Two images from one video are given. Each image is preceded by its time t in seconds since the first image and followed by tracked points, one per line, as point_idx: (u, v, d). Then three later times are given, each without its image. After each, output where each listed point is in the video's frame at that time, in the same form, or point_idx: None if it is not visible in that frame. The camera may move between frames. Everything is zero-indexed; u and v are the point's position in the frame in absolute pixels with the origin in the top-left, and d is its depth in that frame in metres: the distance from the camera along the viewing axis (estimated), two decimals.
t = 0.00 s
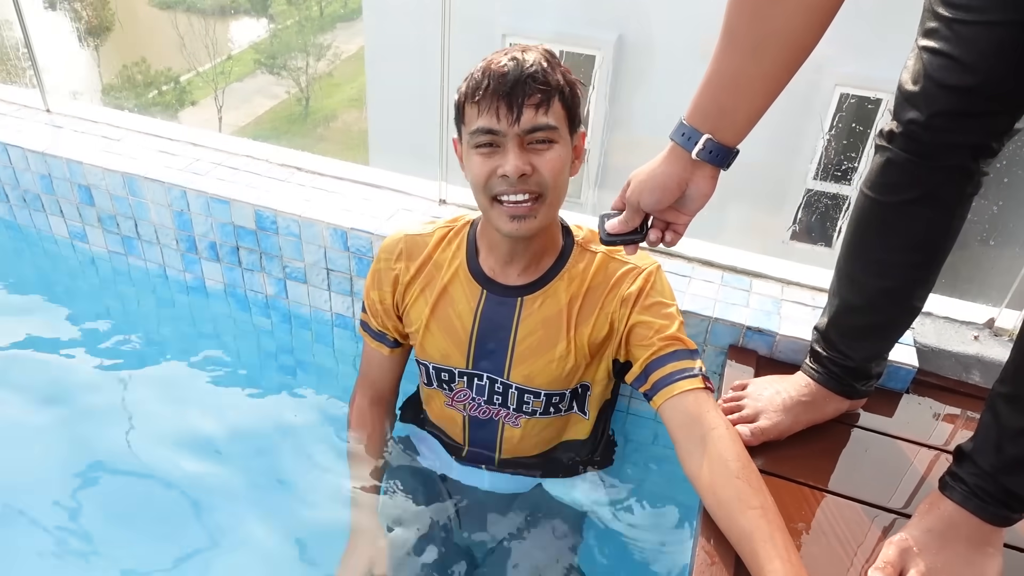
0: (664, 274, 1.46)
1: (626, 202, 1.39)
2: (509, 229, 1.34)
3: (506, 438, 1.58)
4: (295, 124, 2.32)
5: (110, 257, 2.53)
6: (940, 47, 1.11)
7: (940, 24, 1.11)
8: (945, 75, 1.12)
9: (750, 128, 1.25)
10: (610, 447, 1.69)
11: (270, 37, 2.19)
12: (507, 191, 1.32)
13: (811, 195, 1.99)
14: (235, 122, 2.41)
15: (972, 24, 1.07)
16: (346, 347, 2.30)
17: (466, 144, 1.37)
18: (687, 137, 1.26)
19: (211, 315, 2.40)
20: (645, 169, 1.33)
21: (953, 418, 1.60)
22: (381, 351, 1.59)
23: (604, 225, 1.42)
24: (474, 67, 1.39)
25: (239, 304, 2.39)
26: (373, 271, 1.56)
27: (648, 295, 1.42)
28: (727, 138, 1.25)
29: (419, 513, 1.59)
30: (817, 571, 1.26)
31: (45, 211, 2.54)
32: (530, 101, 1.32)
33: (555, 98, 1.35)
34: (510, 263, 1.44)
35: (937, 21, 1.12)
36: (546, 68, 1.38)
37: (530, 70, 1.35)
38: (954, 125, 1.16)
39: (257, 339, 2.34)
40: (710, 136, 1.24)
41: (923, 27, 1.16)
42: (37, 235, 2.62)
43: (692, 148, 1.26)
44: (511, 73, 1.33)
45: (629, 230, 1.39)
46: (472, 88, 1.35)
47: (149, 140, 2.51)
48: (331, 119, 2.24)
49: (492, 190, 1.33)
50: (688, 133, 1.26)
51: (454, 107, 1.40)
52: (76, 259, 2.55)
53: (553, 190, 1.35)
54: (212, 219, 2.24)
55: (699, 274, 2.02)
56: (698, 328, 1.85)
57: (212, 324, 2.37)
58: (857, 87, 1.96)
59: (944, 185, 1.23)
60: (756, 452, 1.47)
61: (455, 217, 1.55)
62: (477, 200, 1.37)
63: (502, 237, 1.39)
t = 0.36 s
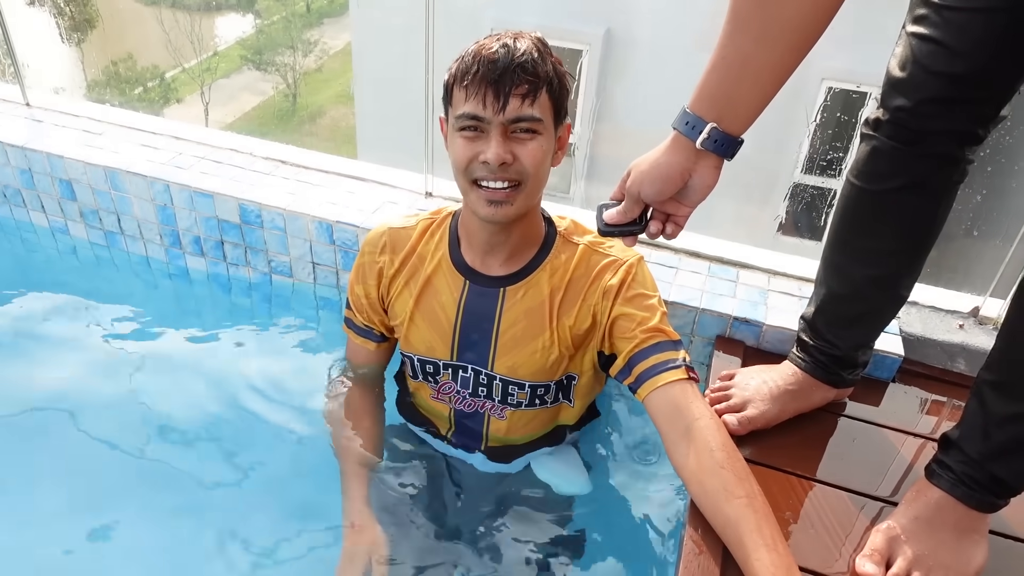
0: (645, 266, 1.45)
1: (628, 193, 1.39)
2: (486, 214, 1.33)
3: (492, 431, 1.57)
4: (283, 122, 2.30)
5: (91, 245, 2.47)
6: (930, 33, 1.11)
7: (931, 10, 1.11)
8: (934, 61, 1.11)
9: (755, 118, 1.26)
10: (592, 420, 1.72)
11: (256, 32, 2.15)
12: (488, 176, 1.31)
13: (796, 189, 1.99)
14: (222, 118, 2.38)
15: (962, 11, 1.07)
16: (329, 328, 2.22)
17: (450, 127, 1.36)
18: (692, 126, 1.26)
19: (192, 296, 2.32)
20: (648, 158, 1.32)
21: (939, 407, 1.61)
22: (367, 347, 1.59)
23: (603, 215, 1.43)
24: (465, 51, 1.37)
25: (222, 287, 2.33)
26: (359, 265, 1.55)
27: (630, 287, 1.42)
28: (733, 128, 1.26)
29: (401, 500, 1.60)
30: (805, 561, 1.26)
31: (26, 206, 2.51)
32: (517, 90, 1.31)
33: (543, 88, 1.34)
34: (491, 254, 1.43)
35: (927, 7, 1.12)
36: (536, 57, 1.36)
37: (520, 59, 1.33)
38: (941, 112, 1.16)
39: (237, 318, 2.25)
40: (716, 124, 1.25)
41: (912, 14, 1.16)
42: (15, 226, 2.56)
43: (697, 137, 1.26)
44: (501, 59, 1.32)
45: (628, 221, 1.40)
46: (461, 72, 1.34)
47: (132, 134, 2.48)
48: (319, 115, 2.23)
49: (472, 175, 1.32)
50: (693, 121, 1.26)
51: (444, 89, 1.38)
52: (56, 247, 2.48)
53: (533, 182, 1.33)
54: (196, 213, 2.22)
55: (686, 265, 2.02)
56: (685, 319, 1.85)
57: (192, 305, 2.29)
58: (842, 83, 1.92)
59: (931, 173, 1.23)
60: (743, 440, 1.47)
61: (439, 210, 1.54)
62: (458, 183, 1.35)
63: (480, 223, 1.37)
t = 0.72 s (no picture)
0: (645, 262, 1.46)
1: (616, 182, 1.44)
2: (484, 208, 1.33)
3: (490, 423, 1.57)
4: (281, 119, 2.30)
5: (87, 232, 2.42)
6: (929, 31, 1.11)
7: (929, 8, 1.11)
8: (933, 59, 1.12)
9: (744, 114, 1.29)
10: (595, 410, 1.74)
11: (254, 31, 2.16)
12: (486, 170, 1.31)
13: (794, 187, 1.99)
14: (221, 117, 2.39)
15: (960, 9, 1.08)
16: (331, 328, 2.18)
17: (449, 121, 1.37)
18: (681, 120, 1.29)
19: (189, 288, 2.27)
20: (636, 151, 1.36)
21: (937, 404, 1.61)
22: (364, 343, 1.59)
23: (592, 203, 1.48)
24: (463, 46, 1.38)
25: (223, 281, 2.30)
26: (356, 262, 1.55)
27: (630, 283, 1.42)
28: (722, 122, 1.29)
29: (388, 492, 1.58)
30: (804, 557, 1.26)
31: (25, 204, 2.51)
32: (515, 84, 1.31)
33: (541, 82, 1.34)
34: (490, 252, 1.43)
35: (926, 5, 1.12)
36: (535, 52, 1.37)
37: (518, 54, 1.34)
38: (939, 110, 1.16)
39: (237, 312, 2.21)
40: (705, 119, 1.28)
41: (911, 11, 1.16)
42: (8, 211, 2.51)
43: (686, 131, 1.29)
44: (499, 53, 1.33)
45: (615, 210, 1.45)
46: (459, 66, 1.34)
47: (130, 132, 2.48)
48: (317, 114, 2.22)
49: (471, 167, 1.32)
50: (682, 115, 1.29)
51: (442, 83, 1.39)
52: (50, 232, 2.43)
53: (530, 176, 1.33)
54: (194, 211, 2.23)
55: (685, 262, 2.02)
56: (685, 317, 1.86)
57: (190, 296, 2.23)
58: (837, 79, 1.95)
59: (930, 171, 1.23)
60: (742, 437, 1.48)
61: (438, 206, 1.54)
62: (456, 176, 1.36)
63: (479, 218, 1.37)
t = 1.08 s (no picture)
0: (644, 268, 1.45)
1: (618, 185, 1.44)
2: (491, 206, 1.31)
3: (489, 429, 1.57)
4: (279, 124, 2.30)
5: (86, 236, 2.43)
6: (923, 41, 1.12)
7: (923, 18, 1.11)
8: (927, 69, 1.12)
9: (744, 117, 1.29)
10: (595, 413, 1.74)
11: (253, 36, 2.16)
12: (483, 169, 1.30)
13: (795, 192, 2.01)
14: (220, 121, 2.39)
15: (956, 18, 1.08)
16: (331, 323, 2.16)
17: (434, 136, 1.36)
18: (682, 125, 1.29)
19: (188, 289, 2.26)
20: (638, 155, 1.36)
21: (937, 410, 1.61)
22: (361, 341, 1.59)
23: (594, 205, 1.48)
24: (428, 61, 1.39)
25: (221, 283, 2.29)
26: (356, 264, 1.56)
27: (629, 289, 1.41)
28: (722, 126, 1.29)
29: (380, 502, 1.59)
30: (803, 563, 1.26)
31: (24, 209, 2.51)
32: (489, 79, 1.32)
33: (511, 73, 1.35)
34: (490, 254, 1.43)
35: (919, 15, 1.12)
36: (496, 48, 1.38)
37: (481, 51, 1.35)
38: (935, 120, 1.16)
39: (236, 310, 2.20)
40: (705, 124, 1.28)
41: (905, 21, 1.17)
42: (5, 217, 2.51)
43: (687, 136, 1.29)
44: (464, 57, 1.34)
45: (618, 213, 1.45)
46: (429, 81, 1.35)
47: (129, 137, 2.48)
48: (316, 119, 2.23)
49: (470, 171, 1.30)
50: (683, 121, 1.29)
51: (416, 103, 1.39)
52: (49, 237, 2.43)
53: (527, 164, 1.32)
54: (194, 217, 2.23)
55: (685, 268, 2.02)
56: (684, 322, 1.86)
57: (189, 297, 2.23)
58: (836, 86, 1.96)
59: (926, 179, 1.23)
60: (742, 443, 1.48)
61: (436, 209, 1.54)
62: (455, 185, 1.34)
63: (480, 220, 1.36)
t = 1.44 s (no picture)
0: (661, 274, 1.45)
1: (618, 188, 1.43)
2: (500, 224, 1.31)
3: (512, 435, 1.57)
4: (285, 126, 2.30)
5: (91, 239, 2.43)
6: (938, 46, 1.11)
7: (938, 23, 1.11)
8: (943, 74, 1.12)
9: (744, 117, 1.28)
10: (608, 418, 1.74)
11: (259, 38, 2.18)
12: (487, 188, 1.29)
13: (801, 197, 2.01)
14: (228, 123, 2.40)
15: (969, 24, 1.07)
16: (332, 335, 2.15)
17: (435, 159, 1.36)
18: (681, 126, 1.29)
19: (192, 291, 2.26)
20: (636, 158, 1.35)
21: (946, 417, 1.60)
22: (376, 354, 1.59)
23: (594, 209, 1.47)
24: (418, 86, 1.39)
25: (223, 285, 2.27)
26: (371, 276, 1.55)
27: (646, 295, 1.41)
28: (721, 126, 1.28)
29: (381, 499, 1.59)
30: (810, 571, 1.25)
31: (32, 210, 2.51)
32: (480, 95, 1.31)
33: (500, 86, 1.34)
34: (504, 263, 1.43)
35: (934, 20, 1.12)
36: (484, 62, 1.37)
37: (469, 68, 1.34)
38: (952, 123, 1.15)
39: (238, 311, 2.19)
40: (704, 125, 1.27)
41: (920, 26, 1.16)
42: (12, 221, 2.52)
43: (686, 137, 1.29)
44: (453, 76, 1.33)
45: (618, 216, 1.44)
46: (421, 106, 1.35)
47: (137, 139, 2.49)
48: (322, 121, 2.23)
49: (473, 192, 1.29)
50: (682, 121, 1.29)
51: (414, 127, 1.39)
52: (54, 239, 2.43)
53: (529, 177, 1.31)
54: (202, 219, 2.24)
55: (692, 271, 2.02)
56: (691, 327, 1.85)
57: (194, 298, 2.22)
58: (843, 89, 2.06)
59: (941, 181, 1.23)
60: (752, 448, 1.47)
61: (451, 221, 1.54)
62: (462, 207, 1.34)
63: (492, 235, 1.36)
